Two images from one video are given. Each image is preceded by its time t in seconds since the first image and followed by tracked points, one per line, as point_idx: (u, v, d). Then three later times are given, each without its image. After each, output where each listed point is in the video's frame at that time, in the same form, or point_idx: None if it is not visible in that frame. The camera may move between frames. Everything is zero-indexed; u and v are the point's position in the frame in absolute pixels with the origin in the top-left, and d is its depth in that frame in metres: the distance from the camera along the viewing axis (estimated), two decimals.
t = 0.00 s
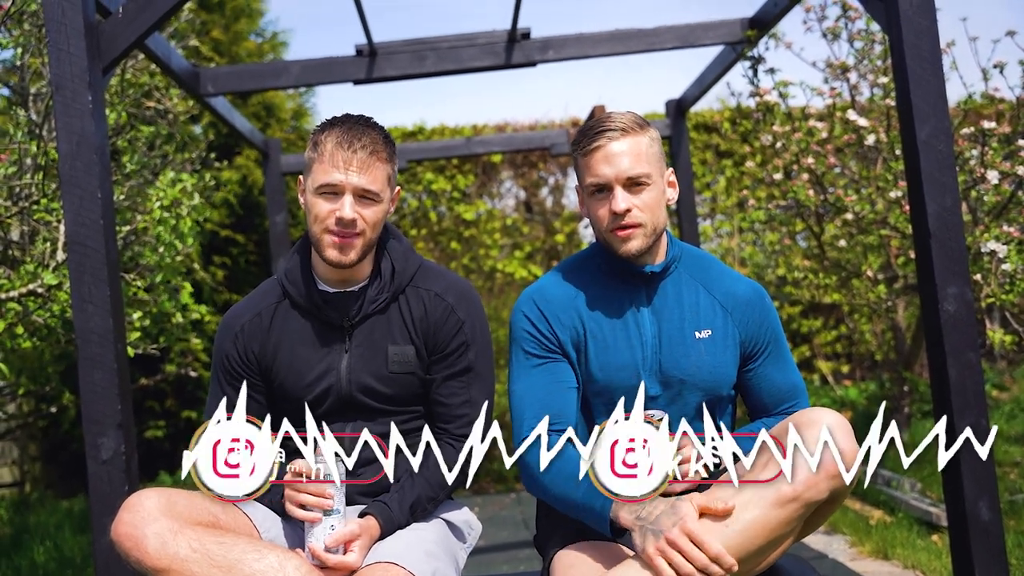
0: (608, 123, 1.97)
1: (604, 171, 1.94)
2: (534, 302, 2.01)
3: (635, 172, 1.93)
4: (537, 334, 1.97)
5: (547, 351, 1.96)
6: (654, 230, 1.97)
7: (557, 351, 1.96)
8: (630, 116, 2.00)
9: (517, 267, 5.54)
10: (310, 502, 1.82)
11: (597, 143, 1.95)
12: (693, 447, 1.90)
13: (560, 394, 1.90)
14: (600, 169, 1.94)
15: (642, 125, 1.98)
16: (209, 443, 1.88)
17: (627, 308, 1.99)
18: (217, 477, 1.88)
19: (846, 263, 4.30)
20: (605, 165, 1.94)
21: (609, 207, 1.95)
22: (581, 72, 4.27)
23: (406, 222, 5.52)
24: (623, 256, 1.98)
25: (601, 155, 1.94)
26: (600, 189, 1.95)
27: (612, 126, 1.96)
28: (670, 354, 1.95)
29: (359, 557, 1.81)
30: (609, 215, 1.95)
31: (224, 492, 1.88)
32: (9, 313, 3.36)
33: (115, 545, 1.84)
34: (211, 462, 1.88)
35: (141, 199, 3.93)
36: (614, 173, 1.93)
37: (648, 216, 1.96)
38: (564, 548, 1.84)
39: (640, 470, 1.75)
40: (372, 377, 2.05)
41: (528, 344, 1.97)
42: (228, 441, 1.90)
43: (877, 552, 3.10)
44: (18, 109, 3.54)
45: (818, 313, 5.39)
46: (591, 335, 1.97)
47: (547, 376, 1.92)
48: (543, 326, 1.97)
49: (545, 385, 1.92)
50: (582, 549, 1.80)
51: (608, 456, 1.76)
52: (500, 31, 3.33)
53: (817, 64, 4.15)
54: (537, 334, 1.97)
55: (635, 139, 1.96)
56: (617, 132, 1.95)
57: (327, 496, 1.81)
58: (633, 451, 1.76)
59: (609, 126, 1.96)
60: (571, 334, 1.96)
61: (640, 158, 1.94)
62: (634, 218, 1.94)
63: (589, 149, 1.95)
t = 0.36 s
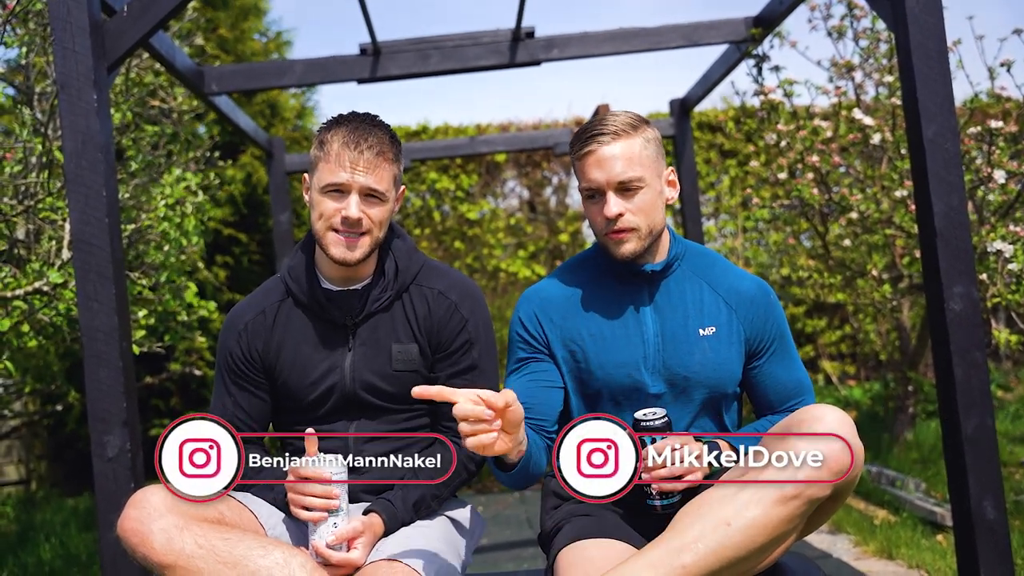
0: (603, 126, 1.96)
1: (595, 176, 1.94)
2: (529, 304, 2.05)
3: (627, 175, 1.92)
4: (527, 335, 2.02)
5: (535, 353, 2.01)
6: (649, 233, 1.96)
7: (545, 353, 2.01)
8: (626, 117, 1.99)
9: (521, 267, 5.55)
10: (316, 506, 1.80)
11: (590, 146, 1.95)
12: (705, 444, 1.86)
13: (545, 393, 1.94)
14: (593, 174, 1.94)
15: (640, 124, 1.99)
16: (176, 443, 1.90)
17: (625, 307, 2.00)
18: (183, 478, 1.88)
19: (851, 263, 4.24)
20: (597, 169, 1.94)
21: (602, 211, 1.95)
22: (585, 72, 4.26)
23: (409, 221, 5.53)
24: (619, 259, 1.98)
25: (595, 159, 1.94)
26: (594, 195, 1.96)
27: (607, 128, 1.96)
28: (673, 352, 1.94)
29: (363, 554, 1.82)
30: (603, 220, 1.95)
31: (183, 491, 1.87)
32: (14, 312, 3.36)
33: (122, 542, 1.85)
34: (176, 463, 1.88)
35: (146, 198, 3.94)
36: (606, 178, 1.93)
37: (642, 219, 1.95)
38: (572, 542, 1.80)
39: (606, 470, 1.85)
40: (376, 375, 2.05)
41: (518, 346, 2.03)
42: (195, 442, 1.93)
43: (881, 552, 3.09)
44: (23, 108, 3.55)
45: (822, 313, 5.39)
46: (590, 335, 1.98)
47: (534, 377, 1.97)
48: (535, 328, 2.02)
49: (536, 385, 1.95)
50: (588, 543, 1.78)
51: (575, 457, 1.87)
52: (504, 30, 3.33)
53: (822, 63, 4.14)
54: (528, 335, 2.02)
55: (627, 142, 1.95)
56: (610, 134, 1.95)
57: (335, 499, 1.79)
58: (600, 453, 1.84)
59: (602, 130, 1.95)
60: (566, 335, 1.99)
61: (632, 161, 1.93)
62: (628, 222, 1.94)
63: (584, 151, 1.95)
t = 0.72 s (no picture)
0: (598, 133, 1.96)
1: (591, 183, 1.94)
2: (530, 311, 2.06)
3: (624, 181, 1.92)
4: (528, 339, 2.04)
5: (539, 357, 2.02)
6: (648, 238, 1.96)
7: (548, 359, 2.02)
8: (620, 123, 1.98)
9: (528, 268, 5.55)
10: (327, 504, 1.81)
11: (586, 153, 1.95)
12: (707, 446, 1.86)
13: (549, 395, 1.95)
14: (589, 181, 1.94)
15: (634, 128, 1.99)
16: (174, 443, 1.94)
17: (627, 309, 2.01)
18: (182, 478, 1.91)
19: (859, 266, 4.29)
20: (593, 177, 1.94)
21: (601, 217, 1.95)
22: (593, 73, 4.26)
23: (417, 222, 5.54)
24: (621, 264, 1.99)
25: (591, 166, 1.94)
26: (592, 202, 1.96)
27: (602, 134, 1.95)
28: (678, 354, 1.94)
29: (372, 555, 1.83)
30: (602, 227, 1.95)
31: (182, 491, 1.89)
32: (25, 311, 3.37)
33: (132, 541, 1.86)
34: (175, 462, 1.92)
35: (156, 198, 3.95)
36: (603, 184, 1.93)
37: (641, 224, 1.95)
38: (580, 543, 1.80)
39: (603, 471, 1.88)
40: (386, 376, 2.05)
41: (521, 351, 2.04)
42: (194, 442, 1.97)
43: (890, 555, 3.08)
44: (34, 108, 3.57)
45: (831, 315, 5.38)
46: (593, 338, 1.98)
47: (537, 380, 1.97)
48: (537, 334, 2.03)
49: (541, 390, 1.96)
50: (596, 545, 1.78)
51: (574, 458, 1.89)
52: (513, 31, 3.33)
53: (831, 65, 4.14)
54: (529, 340, 2.04)
55: (622, 147, 1.95)
56: (605, 141, 1.95)
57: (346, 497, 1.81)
58: (598, 453, 1.88)
59: (597, 137, 1.95)
60: (570, 339, 1.99)
61: (628, 167, 1.93)
62: (626, 228, 1.94)
63: (580, 158, 1.95)
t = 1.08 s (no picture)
0: (606, 124, 1.96)
1: (600, 175, 1.94)
2: (539, 305, 2.06)
3: (633, 173, 1.92)
4: (537, 334, 2.04)
5: (548, 352, 2.03)
6: (656, 229, 1.96)
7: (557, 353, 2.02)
8: (628, 116, 1.98)
9: (536, 261, 5.56)
10: (332, 496, 1.83)
11: (595, 145, 1.94)
12: (710, 444, 1.84)
13: (558, 389, 1.95)
14: (598, 173, 1.94)
15: (641, 120, 1.99)
16: (174, 444, 1.94)
17: (636, 303, 2.01)
18: (181, 478, 1.90)
19: (868, 260, 4.28)
20: (602, 169, 1.93)
21: (610, 209, 1.95)
22: (600, 66, 4.26)
23: (425, 214, 5.56)
24: (629, 256, 1.99)
25: (600, 158, 1.93)
26: (600, 194, 1.96)
27: (610, 126, 1.95)
28: (685, 346, 1.95)
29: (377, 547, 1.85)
30: (611, 218, 1.95)
31: (182, 491, 1.88)
32: (33, 301, 3.40)
33: (138, 532, 1.88)
34: (175, 462, 1.92)
35: (164, 189, 3.97)
36: (612, 176, 1.93)
37: (649, 216, 1.95)
38: (588, 535, 1.81)
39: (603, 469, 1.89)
40: (391, 367, 2.06)
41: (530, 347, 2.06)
42: (194, 443, 1.96)
43: (896, 550, 3.09)
44: (42, 99, 3.59)
45: (839, 310, 5.37)
46: (600, 331, 1.99)
47: (545, 375, 1.97)
48: (545, 329, 2.03)
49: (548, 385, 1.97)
50: (602, 537, 1.79)
51: (574, 458, 1.87)
52: (522, 24, 3.33)
53: (841, 59, 4.12)
54: (538, 335, 2.04)
55: (631, 139, 1.95)
56: (614, 132, 1.95)
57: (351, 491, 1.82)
58: (598, 453, 1.88)
59: (606, 128, 1.95)
60: (578, 333, 2.00)
61: (637, 159, 1.93)
62: (635, 219, 1.94)
63: (589, 150, 1.95)
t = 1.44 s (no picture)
0: (609, 125, 1.95)
1: (602, 176, 1.92)
2: (532, 308, 2.04)
3: (634, 177, 1.91)
4: (531, 340, 2.02)
5: (541, 357, 2.01)
6: (654, 233, 1.96)
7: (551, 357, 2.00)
8: (628, 116, 1.98)
9: (528, 264, 5.54)
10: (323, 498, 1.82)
11: (597, 146, 1.93)
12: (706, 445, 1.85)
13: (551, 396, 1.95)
14: (599, 175, 1.93)
15: (642, 123, 1.98)
16: (174, 444, 1.92)
17: (627, 307, 2.01)
18: (181, 478, 1.89)
19: (859, 264, 4.30)
20: (604, 170, 1.92)
21: (609, 212, 1.94)
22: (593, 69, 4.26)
23: (417, 217, 5.55)
24: (625, 259, 1.98)
25: (601, 160, 1.92)
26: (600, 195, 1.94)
27: (612, 127, 1.94)
28: (674, 350, 1.95)
29: (366, 551, 1.82)
30: (610, 221, 1.95)
31: (183, 491, 1.87)
32: (22, 303, 3.38)
33: (126, 536, 1.87)
34: (175, 462, 1.90)
35: (155, 191, 3.95)
36: (613, 179, 1.91)
37: (648, 220, 1.95)
38: (577, 539, 1.80)
39: (604, 470, 1.86)
40: (380, 369, 2.05)
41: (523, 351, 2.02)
42: (194, 443, 1.95)
43: (886, 553, 3.09)
44: (33, 100, 3.58)
45: (830, 314, 5.38)
46: (590, 335, 1.98)
47: (538, 381, 1.96)
48: (539, 333, 2.01)
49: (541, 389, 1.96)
50: (591, 541, 1.79)
51: (574, 458, 1.86)
52: (514, 27, 3.33)
53: (832, 63, 4.12)
54: (531, 340, 2.02)
55: (633, 142, 1.94)
56: (616, 134, 1.93)
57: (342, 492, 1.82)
58: (598, 453, 1.86)
59: (609, 129, 1.94)
60: (570, 337, 1.99)
61: (639, 162, 1.92)
62: (634, 222, 1.93)
63: (590, 151, 1.93)
